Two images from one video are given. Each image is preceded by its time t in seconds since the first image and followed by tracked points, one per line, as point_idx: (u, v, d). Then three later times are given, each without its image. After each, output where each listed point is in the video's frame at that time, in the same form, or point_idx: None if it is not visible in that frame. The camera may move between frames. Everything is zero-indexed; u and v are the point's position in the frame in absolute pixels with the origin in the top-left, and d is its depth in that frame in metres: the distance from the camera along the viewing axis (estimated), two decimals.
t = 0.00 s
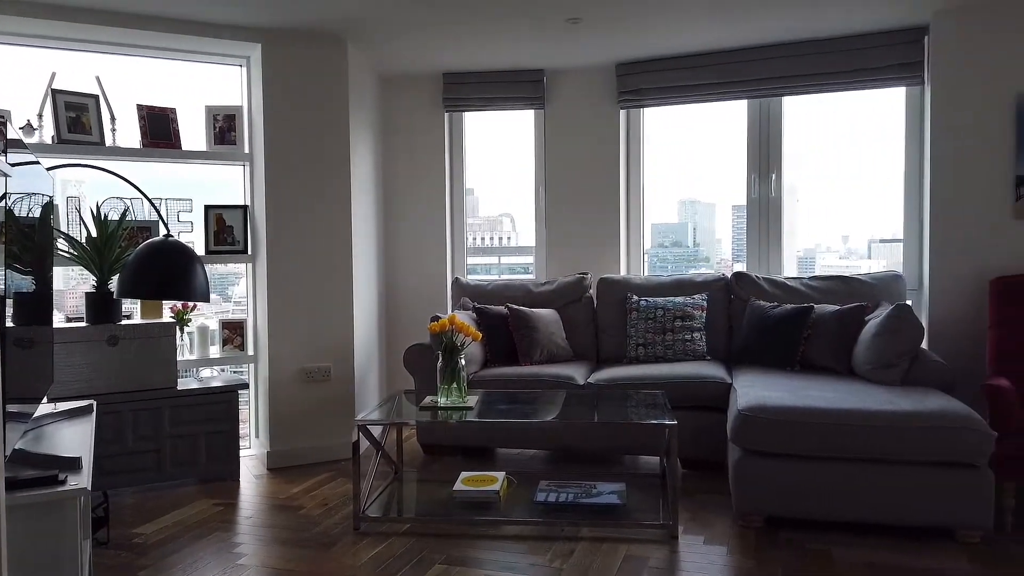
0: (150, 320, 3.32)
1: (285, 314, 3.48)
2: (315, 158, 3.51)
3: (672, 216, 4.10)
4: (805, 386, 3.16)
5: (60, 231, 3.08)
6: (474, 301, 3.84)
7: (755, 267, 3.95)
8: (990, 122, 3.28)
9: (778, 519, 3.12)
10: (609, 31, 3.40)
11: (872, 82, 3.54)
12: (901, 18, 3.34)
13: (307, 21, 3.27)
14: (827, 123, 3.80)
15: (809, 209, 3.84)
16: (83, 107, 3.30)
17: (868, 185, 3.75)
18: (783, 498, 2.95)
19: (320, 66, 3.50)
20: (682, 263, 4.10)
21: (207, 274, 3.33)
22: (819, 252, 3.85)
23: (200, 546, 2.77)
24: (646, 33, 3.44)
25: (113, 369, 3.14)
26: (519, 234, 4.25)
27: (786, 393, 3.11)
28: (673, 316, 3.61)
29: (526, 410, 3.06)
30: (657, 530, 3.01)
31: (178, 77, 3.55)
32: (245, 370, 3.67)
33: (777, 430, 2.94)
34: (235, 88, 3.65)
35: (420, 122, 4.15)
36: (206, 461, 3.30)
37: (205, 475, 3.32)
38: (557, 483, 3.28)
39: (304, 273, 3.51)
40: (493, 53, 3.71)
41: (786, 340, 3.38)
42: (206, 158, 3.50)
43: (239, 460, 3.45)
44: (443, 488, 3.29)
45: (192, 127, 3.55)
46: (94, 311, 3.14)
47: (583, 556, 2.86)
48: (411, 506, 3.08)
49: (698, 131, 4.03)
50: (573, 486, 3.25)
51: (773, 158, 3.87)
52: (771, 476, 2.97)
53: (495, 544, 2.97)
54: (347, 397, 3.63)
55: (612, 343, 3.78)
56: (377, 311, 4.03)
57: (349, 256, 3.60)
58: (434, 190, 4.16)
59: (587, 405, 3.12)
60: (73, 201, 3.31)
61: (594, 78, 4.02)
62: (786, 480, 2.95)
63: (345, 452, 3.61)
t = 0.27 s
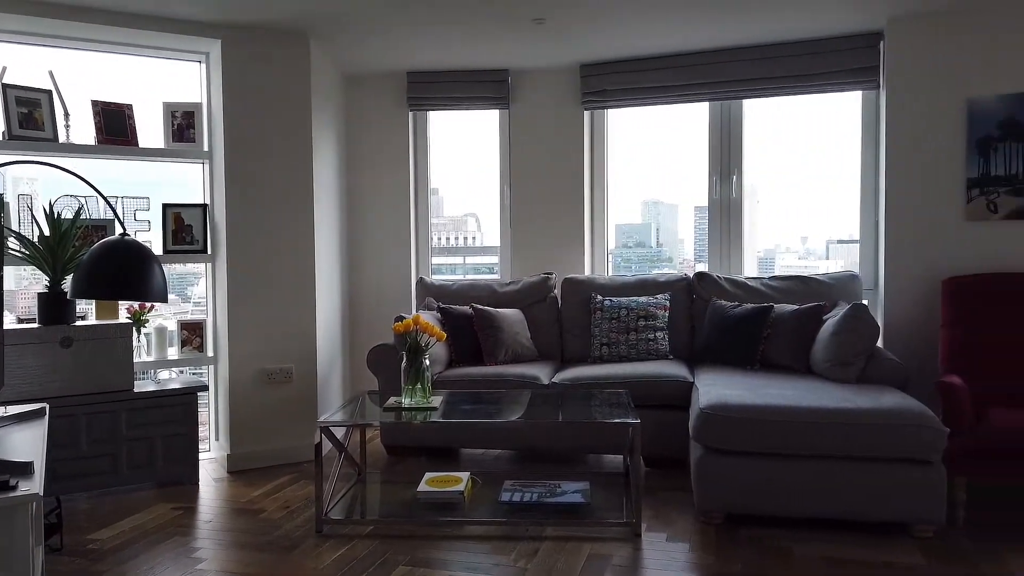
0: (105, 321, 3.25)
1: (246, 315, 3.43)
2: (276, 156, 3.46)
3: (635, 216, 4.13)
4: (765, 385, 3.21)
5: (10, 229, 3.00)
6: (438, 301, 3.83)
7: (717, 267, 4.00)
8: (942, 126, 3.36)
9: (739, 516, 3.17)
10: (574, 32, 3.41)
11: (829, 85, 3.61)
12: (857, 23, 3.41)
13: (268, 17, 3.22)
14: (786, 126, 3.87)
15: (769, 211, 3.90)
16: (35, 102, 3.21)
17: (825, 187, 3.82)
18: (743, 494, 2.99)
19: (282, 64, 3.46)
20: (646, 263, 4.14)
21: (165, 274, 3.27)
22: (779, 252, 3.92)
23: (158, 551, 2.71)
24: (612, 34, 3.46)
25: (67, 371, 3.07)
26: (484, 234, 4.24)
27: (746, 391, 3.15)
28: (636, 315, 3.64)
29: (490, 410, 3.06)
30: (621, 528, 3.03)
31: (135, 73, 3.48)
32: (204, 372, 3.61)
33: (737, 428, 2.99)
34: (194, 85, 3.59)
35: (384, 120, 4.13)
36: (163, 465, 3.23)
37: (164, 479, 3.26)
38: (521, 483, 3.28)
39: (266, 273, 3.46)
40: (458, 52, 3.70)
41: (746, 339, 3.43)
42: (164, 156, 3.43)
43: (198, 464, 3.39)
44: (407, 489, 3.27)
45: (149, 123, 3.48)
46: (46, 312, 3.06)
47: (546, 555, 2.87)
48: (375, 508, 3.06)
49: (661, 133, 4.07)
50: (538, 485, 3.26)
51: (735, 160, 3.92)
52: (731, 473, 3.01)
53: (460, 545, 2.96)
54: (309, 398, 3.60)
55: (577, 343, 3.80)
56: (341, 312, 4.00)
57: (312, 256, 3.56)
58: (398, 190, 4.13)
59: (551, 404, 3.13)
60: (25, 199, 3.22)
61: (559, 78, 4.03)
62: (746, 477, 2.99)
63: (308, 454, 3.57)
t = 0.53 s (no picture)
0: (56, 322, 3.16)
1: (204, 316, 3.37)
2: (235, 154, 3.42)
3: (598, 217, 4.17)
4: (724, 383, 3.26)
5: None
6: (401, 301, 3.81)
7: (677, 268, 4.05)
8: (894, 129, 3.45)
9: (699, 513, 3.21)
10: (537, 32, 3.42)
11: (787, 89, 3.69)
12: (814, 28, 3.48)
13: (227, 14, 3.17)
14: (745, 129, 3.93)
15: (729, 212, 3.96)
16: None
17: (783, 188, 3.89)
18: (702, 492, 3.03)
19: (241, 61, 3.41)
20: (608, 263, 4.18)
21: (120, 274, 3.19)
22: (738, 253, 3.98)
23: (112, 557, 2.65)
24: (575, 35, 3.47)
25: (16, 374, 2.98)
26: (447, 234, 4.24)
27: (706, 390, 3.20)
28: (599, 315, 3.67)
29: (453, 410, 3.05)
30: (583, 527, 3.05)
31: (88, 68, 3.40)
32: (161, 374, 3.54)
33: (698, 426, 3.02)
34: (150, 81, 3.51)
35: (347, 119, 4.09)
36: (118, 469, 3.16)
37: (118, 484, 3.19)
38: (484, 483, 3.28)
39: (225, 273, 3.41)
40: (421, 51, 3.69)
41: (706, 338, 3.48)
42: (118, 153, 3.36)
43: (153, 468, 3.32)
44: (369, 491, 3.25)
45: (103, 120, 3.40)
46: None
47: (509, 555, 2.87)
48: (336, 510, 3.03)
49: (623, 134, 4.11)
50: (500, 485, 3.26)
51: (695, 161, 3.98)
52: (691, 471, 3.05)
53: (423, 546, 2.94)
54: (269, 400, 3.55)
55: (539, 343, 3.81)
56: (301, 312, 3.96)
57: (272, 256, 3.52)
58: (361, 189, 4.11)
59: (514, 404, 3.13)
60: None
61: (522, 79, 4.04)
62: (706, 475, 3.03)
63: (268, 456, 3.52)
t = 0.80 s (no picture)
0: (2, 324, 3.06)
1: (158, 316, 3.30)
2: (191, 152, 3.36)
3: (559, 217, 4.19)
4: (683, 382, 3.31)
5: None
6: (361, 302, 3.78)
7: (637, 268, 4.10)
8: (848, 133, 3.54)
9: (659, 510, 3.25)
10: (498, 33, 3.42)
11: (744, 92, 3.75)
12: (770, 32, 3.55)
13: (182, 8, 3.11)
14: (703, 131, 3.99)
15: (688, 213, 4.02)
16: None
17: (740, 190, 3.96)
18: (662, 489, 3.07)
19: (197, 57, 3.35)
20: (570, 263, 4.21)
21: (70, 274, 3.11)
22: (696, 253, 4.04)
23: (61, 565, 2.57)
24: (537, 36, 3.49)
25: None
26: (408, 234, 4.22)
27: (666, 388, 3.24)
28: (560, 315, 3.69)
29: (415, 411, 3.04)
30: (544, 526, 3.06)
31: (36, 61, 3.30)
32: (113, 377, 3.45)
33: (658, 424, 3.06)
34: (102, 76, 3.43)
35: (306, 117, 4.05)
36: (67, 475, 3.07)
37: (68, 490, 3.10)
38: (446, 484, 3.27)
39: (180, 273, 3.35)
40: (381, 50, 3.67)
41: (666, 337, 3.53)
42: (68, 150, 3.27)
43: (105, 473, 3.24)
44: (329, 493, 3.21)
45: (52, 116, 3.30)
46: None
47: (471, 555, 2.87)
48: (295, 513, 2.99)
49: (584, 135, 4.14)
50: (462, 485, 3.25)
51: (655, 163, 4.02)
52: (651, 468, 3.08)
53: (383, 548, 2.92)
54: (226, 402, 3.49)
55: (501, 343, 3.82)
56: (259, 313, 3.90)
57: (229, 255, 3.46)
58: (320, 188, 4.06)
59: (475, 404, 3.13)
60: None
61: (484, 79, 4.04)
62: (665, 472, 3.07)
63: (225, 459, 3.46)
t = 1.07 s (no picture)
0: None
1: (109, 317, 3.22)
2: (143, 149, 3.28)
3: (519, 218, 4.21)
4: (642, 380, 3.34)
5: None
6: (319, 302, 3.74)
7: (597, 268, 4.13)
8: (801, 135, 3.61)
9: (618, 508, 3.27)
10: (459, 32, 3.41)
11: (702, 95, 3.81)
12: (726, 36, 3.61)
13: (133, 2, 3.04)
14: (662, 133, 4.04)
15: (646, 213, 4.06)
16: None
17: (698, 191, 4.02)
18: (621, 487, 3.09)
19: (150, 52, 3.28)
20: (530, 263, 4.23)
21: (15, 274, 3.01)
22: (655, 254, 4.08)
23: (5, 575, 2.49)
24: (498, 36, 3.49)
25: None
26: (367, 234, 4.19)
27: (625, 387, 3.26)
28: (520, 315, 3.70)
29: (374, 412, 3.01)
30: (505, 526, 3.06)
31: None
32: (61, 380, 3.36)
33: (617, 423, 3.08)
34: (49, 69, 3.33)
35: (263, 114, 3.99)
36: (12, 481, 2.98)
37: (13, 496, 3.00)
38: (406, 485, 3.25)
39: (132, 273, 3.27)
40: (340, 47, 3.63)
41: (626, 337, 3.56)
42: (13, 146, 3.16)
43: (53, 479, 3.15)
44: (286, 496, 3.17)
45: None
46: None
47: (431, 556, 2.85)
48: (251, 517, 2.94)
49: (543, 137, 4.16)
50: (422, 487, 3.24)
51: (614, 163, 4.05)
52: (610, 467, 3.10)
53: (342, 551, 2.89)
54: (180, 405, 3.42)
55: (461, 343, 3.81)
56: (214, 314, 3.83)
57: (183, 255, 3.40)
58: (277, 187, 4.01)
59: (436, 405, 3.12)
60: None
61: (444, 78, 4.03)
62: (624, 470, 3.09)
63: (178, 463, 3.39)
